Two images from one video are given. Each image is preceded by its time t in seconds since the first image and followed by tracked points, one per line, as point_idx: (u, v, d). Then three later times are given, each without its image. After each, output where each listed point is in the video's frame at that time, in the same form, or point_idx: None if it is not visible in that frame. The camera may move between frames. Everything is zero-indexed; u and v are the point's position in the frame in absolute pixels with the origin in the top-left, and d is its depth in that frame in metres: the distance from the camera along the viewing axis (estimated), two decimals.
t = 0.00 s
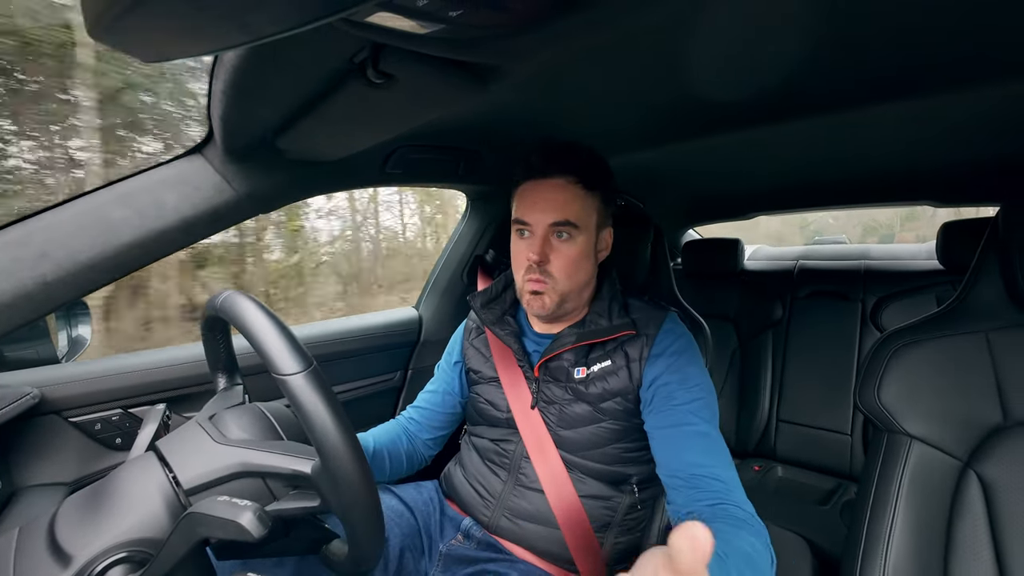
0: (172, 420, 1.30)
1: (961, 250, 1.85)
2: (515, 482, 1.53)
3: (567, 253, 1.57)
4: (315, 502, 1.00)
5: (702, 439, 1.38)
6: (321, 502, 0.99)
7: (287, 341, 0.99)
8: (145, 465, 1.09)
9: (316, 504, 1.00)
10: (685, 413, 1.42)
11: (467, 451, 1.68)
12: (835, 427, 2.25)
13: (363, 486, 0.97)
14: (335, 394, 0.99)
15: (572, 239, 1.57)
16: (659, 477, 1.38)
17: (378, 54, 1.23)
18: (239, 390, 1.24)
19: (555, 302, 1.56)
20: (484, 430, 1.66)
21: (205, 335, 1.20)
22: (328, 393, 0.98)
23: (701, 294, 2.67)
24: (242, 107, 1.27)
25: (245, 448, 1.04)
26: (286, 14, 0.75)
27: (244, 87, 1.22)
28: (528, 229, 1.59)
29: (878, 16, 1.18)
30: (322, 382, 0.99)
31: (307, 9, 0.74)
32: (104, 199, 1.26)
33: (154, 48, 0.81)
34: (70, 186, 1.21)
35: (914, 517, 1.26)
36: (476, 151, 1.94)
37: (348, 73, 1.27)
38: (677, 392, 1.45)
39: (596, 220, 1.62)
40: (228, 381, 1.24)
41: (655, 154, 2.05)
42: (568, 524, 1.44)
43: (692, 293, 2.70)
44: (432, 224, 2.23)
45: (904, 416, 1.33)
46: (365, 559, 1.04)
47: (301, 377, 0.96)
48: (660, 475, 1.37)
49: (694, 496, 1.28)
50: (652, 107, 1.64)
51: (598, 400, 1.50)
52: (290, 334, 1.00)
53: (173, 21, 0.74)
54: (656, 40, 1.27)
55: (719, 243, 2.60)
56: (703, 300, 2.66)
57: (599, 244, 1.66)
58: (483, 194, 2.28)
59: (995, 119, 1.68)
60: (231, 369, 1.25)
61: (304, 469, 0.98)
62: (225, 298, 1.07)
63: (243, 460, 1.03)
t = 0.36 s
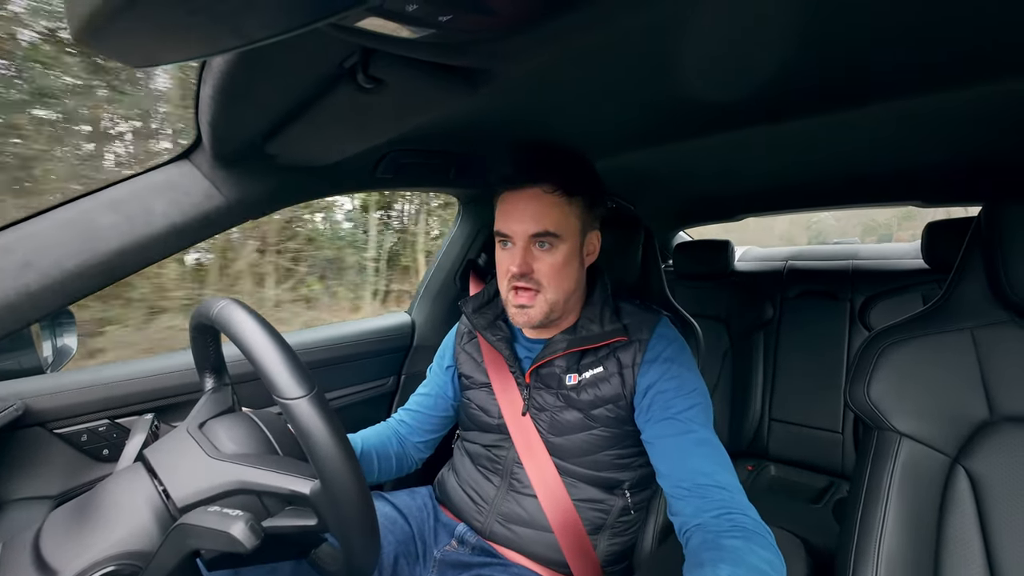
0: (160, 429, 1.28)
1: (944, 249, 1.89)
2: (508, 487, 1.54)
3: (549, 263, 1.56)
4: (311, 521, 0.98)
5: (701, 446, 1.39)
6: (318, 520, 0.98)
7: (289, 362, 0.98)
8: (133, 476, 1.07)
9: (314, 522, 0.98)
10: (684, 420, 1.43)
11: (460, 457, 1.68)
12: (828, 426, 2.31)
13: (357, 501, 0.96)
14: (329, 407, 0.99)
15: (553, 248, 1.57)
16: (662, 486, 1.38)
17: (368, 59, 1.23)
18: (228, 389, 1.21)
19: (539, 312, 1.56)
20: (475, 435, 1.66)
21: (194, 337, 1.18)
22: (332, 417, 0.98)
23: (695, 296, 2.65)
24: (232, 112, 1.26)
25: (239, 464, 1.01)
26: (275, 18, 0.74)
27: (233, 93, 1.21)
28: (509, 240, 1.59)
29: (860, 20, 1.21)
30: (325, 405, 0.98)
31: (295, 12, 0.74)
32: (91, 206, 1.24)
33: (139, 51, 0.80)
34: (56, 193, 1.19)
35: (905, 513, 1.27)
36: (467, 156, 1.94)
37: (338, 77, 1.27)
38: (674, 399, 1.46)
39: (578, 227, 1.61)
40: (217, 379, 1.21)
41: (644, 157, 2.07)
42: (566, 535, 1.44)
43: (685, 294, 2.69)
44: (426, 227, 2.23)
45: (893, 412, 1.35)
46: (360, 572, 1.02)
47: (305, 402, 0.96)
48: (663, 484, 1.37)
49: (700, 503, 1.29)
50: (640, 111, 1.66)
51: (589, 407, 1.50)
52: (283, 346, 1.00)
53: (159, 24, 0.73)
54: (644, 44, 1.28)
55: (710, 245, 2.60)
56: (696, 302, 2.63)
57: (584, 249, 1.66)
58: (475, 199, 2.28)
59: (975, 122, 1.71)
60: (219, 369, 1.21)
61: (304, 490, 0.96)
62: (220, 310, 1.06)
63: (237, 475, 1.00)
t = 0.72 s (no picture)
0: (147, 432, 1.25)
1: (926, 244, 1.93)
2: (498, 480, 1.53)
3: (538, 247, 1.56)
4: (306, 528, 0.97)
5: (693, 438, 1.39)
6: (313, 528, 0.97)
7: (287, 378, 0.96)
8: (118, 481, 1.05)
9: (309, 530, 0.97)
10: (673, 413, 1.42)
11: (451, 452, 1.67)
12: (813, 418, 2.35)
13: (347, 495, 0.95)
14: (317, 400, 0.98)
15: (542, 233, 1.57)
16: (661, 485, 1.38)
17: (355, 55, 1.21)
18: (215, 383, 1.19)
19: (528, 293, 1.55)
20: (466, 429, 1.66)
21: (181, 332, 1.14)
22: (333, 432, 0.97)
23: (684, 290, 2.74)
24: (216, 109, 1.24)
25: (232, 471, 0.99)
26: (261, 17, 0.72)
27: (217, 89, 1.19)
28: (498, 227, 1.60)
29: (842, 18, 1.22)
30: (326, 420, 0.97)
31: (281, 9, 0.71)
32: (72, 205, 1.22)
33: (120, 52, 0.78)
34: (35, 193, 1.17)
35: (889, 503, 1.30)
36: (455, 152, 1.93)
37: (324, 74, 1.26)
38: (662, 393, 1.45)
39: (567, 214, 1.62)
40: (202, 375, 1.19)
41: (632, 153, 2.08)
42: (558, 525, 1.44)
43: (675, 290, 2.76)
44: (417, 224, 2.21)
45: (879, 405, 1.38)
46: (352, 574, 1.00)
47: (306, 417, 0.95)
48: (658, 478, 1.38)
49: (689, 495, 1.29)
50: (627, 107, 1.66)
51: (577, 399, 1.51)
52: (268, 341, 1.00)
53: (140, 26, 0.72)
54: (631, 40, 1.28)
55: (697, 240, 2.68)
56: (685, 296, 2.73)
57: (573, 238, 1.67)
58: (465, 196, 2.27)
59: (954, 118, 1.75)
60: (205, 365, 1.19)
61: (299, 500, 0.95)
62: (207, 314, 1.05)
63: (231, 480, 0.98)
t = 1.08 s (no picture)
0: (134, 437, 1.23)
1: (912, 246, 1.98)
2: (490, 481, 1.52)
3: (538, 251, 1.57)
4: (299, 540, 0.94)
5: (671, 434, 1.36)
6: (306, 539, 0.95)
7: (286, 395, 0.93)
8: (105, 487, 1.03)
9: (301, 541, 0.95)
10: (653, 412, 1.42)
11: (443, 455, 1.67)
12: (802, 418, 2.37)
13: (343, 510, 0.93)
14: (315, 413, 0.96)
15: (542, 237, 1.58)
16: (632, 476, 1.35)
17: (347, 56, 1.20)
18: (202, 382, 1.17)
19: (530, 298, 1.56)
20: (459, 431, 1.66)
21: (170, 330, 1.11)
22: (332, 449, 0.95)
23: (676, 292, 2.77)
24: (205, 110, 1.23)
25: (222, 478, 0.97)
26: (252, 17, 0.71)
27: (206, 89, 1.18)
28: (498, 230, 1.60)
29: (829, 23, 1.23)
30: (326, 437, 0.95)
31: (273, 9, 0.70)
32: (57, 206, 1.19)
33: (107, 54, 0.76)
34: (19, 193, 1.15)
35: (879, 500, 1.32)
36: (448, 153, 1.93)
37: (316, 75, 1.25)
38: (644, 391, 1.46)
39: (565, 218, 1.63)
40: (190, 373, 1.17)
41: (623, 156, 2.09)
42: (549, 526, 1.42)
43: (667, 291, 2.80)
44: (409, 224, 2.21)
45: (868, 405, 1.40)
46: None
47: (306, 435, 0.92)
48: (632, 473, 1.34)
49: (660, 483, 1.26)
50: (618, 110, 1.67)
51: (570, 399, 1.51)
52: (263, 351, 0.97)
53: (128, 28, 0.70)
54: (623, 43, 1.29)
55: (688, 243, 2.71)
56: (677, 297, 2.77)
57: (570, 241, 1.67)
58: (458, 197, 2.27)
59: (937, 123, 1.78)
60: (193, 364, 1.17)
61: (294, 513, 0.92)
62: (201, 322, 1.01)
63: (219, 486, 0.96)
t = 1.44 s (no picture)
0: (131, 437, 1.22)
1: (910, 247, 2.00)
2: (489, 481, 1.54)
3: (527, 261, 1.55)
4: (298, 543, 0.95)
5: (665, 440, 1.39)
6: (306, 543, 0.95)
7: (289, 403, 0.93)
8: (104, 487, 1.02)
9: (300, 545, 0.95)
10: (647, 414, 1.43)
11: (442, 455, 1.68)
12: (799, 418, 2.38)
13: (345, 516, 0.93)
14: (318, 419, 0.95)
15: (531, 247, 1.56)
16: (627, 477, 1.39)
17: (346, 55, 1.20)
18: (198, 380, 1.17)
19: (519, 308, 1.56)
20: (458, 430, 1.67)
21: (169, 329, 1.11)
22: (334, 456, 0.94)
23: (674, 293, 2.78)
24: (203, 109, 1.22)
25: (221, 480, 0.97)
26: (252, 18, 0.70)
27: (204, 88, 1.17)
28: (487, 240, 1.59)
29: (826, 23, 1.24)
30: (328, 444, 0.95)
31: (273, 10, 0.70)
32: (54, 205, 1.19)
33: (105, 53, 0.76)
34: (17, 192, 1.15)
35: (876, 500, 1.32)
36: (447, 153, 1.93)
37: (315, 75, 1.24)
38: (637, 392, 1.46)
39: (556, 226, 1.61)
40: (187, 370, 1.16)
41: (622, 156, 2.09)
42: (549, 526, 1.44)
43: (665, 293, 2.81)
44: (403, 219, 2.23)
45: (866, 405, 1.40)
46: None
47: (308, 443, 0.92)
48: (629, 476, 1.38)
49: (656, 494, 1.30)
50: (616, 110, 1.67)
51: (567, 397, 1.52)
52: (263, 354, 0.97)
53: (124, 27, 0.70)
54: (621, 43, 1.29)
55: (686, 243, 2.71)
56: (675, 298, 2.78)
57: (563, 246, 1.66)
58: (457, 197, 2.27)
59: (935, 123, 1.78)
60: (189, 361, 1.16)
61: (293, 518, 0.92)
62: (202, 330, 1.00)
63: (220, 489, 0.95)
